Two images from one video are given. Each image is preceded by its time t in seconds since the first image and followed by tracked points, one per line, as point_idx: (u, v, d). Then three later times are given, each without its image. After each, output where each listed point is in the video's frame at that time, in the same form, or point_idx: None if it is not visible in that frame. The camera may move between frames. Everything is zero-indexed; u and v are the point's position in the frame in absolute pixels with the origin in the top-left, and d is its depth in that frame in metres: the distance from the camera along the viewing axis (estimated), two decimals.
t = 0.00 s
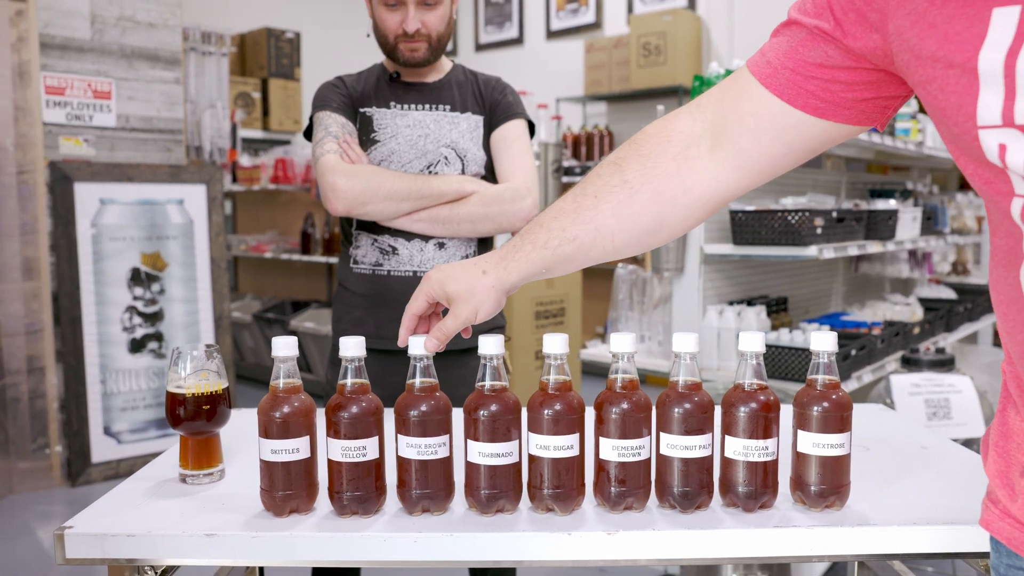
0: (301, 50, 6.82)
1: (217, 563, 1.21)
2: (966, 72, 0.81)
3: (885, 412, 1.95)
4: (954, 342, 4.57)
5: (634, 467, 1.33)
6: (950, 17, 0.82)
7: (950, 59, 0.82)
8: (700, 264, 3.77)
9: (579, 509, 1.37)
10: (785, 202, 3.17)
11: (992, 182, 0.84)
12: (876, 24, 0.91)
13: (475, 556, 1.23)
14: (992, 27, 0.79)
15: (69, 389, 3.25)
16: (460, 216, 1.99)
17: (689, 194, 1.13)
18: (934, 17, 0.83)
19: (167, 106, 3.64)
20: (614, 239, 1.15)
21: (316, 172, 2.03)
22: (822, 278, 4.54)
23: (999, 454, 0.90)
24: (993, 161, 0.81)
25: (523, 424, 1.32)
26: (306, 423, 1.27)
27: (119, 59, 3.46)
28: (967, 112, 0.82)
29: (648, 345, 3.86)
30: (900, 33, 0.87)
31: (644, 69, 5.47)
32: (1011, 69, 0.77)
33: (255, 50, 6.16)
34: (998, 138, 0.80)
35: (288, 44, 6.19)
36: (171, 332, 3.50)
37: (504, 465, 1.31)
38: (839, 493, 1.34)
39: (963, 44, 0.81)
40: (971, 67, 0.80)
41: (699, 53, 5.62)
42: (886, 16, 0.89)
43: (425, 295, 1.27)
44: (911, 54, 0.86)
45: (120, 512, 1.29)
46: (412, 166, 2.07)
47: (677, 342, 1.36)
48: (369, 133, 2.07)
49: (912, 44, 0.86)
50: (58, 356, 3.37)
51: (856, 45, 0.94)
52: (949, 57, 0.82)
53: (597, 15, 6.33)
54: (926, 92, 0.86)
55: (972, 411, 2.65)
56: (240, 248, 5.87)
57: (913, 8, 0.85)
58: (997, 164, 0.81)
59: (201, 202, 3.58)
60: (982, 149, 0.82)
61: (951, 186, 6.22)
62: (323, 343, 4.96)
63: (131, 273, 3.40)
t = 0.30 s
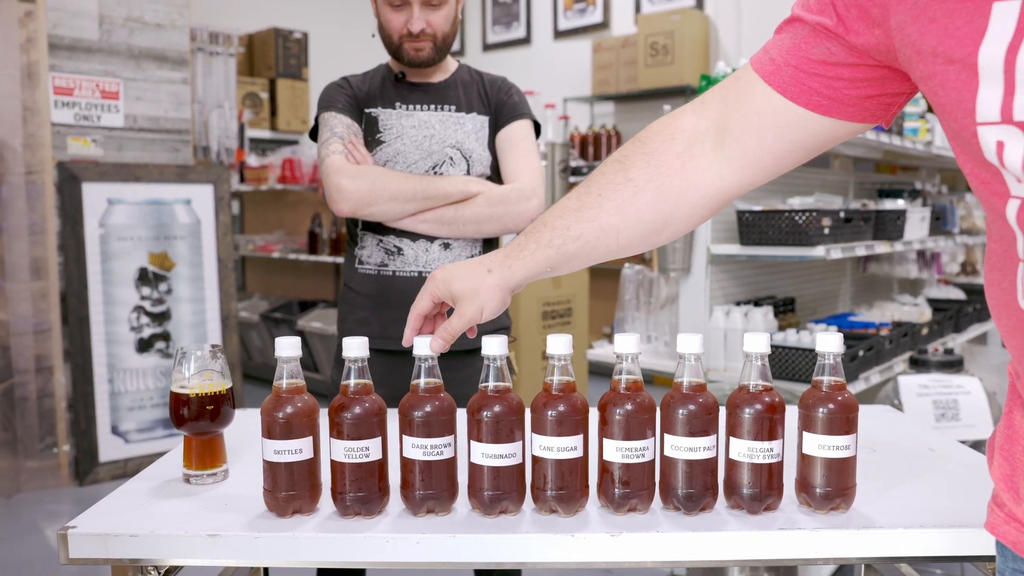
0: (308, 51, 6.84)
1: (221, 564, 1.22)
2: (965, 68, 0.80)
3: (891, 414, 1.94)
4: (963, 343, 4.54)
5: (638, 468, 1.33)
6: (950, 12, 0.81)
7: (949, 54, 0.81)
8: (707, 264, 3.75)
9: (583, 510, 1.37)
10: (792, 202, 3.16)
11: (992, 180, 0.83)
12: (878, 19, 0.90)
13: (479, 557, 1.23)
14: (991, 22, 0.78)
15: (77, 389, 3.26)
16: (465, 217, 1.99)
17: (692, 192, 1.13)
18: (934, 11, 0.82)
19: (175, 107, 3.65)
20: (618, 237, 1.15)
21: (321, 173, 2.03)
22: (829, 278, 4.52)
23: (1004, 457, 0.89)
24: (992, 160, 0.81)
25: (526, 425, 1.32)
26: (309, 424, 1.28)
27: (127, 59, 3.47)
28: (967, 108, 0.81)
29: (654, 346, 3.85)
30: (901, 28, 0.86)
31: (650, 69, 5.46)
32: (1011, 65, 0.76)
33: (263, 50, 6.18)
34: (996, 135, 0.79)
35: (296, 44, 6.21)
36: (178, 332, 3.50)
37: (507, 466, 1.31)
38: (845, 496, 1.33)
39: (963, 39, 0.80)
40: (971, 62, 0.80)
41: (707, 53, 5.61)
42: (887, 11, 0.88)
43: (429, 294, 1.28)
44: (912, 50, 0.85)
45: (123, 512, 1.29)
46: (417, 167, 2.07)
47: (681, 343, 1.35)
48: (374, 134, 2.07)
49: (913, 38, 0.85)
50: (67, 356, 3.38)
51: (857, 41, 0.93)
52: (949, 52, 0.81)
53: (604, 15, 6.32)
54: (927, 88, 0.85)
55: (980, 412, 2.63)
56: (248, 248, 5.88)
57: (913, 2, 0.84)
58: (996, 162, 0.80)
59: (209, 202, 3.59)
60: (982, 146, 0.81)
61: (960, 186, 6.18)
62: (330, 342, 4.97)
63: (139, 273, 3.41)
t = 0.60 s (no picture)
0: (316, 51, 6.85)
1: (224, 565, 1.22)
2: (974, 65, 0.80)
3: (898, 417, 1.92)
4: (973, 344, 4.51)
5: (642, 471, 1.32)
6: (958, 9, 0.81)
7: (958, 52, 0.81)
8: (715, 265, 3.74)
9: (587, 512, 1.36)
10: (800, 202, 3.14)
11: (1001, 179, 0.82)
12: (885, 17, 0.89)
13: (483, 560, 1.23)
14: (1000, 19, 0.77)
15: (85, 388, 3.27)
16: (471, 217, 1.98)
17: (697, 192, 1.12)
18: (942, 8, 0.82)
19: (182, 106, 3.63)
20: (622, 237, 1.15)
21: (326, 173, 2.03)
22: (837, 279, 4.50)
23: (1013, 462, 0.89)
24: (1001, 159, 0.80)
25: (531, 427, 1.32)
26: (313, 425, 1.28)
27: (135, 59, 3.47)
28: (975, 107, 0.80)
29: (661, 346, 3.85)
30: (909, 26, 0.86)
31: (658, 69, 5.44)
32: (1021, 62, 0.76)
33: (271, 50, 6.20)
34: (1005, 134, 0.78)
35: (304, 44, 6.22)
36: (186, 332, 3.49)
37: (511, 468, 1.30)
38: (851, 499, 1.33)
39: (972, 36, 0.79)
40: (980, 60, 0.79)
41: (715, 53, 5.58)
42: (895, 9, 0.87)
43: (431, 284, 1.29)
44: (920, 47, 0.85)
45: (127, 513, 1.30)
46: (423, 167, 2.07)
47: (686, 344, 1.35)
48: (380, 134, 2.07)
49: (921, 36, 0.84)
50: (74, 355, 3.39)
51: (864, 39, 0.92)
52: (958, 49, 0.81)
53: (612, 15, 6.30)
54: (935, 87, 0.85)
55: (989, 413, 2.61)
56: (255, 248, 5.89)
57: None
58: (1005, 160, 0.80)
59: (216, 202, 3.57)
60: (990, 145, 0.80)
61: (970, 186, 6.14)
62: (337, 342, 4.98)
63: (146, 272, 3.40)
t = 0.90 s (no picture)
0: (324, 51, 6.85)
1: (235, 567, 1.22)
2: (988, 70, 0.79)
3: (910, 421, 1.91)
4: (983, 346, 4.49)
5: (653, 475, 1.32)
6: (973, 12, 0.80)
7: (972, 56, 0.80)
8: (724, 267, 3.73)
9: (598, 516, 1.36)
10: (810, 203, 3.13)
11: (1014, 184, 0.82)
12: (897, 21, 0.89)
13: (494, 563, 1.23)
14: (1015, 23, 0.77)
15: (94, 388, 3.27)
16: (481, 220, 1.98)
17: (705, 197, 1.11)
18: (956, 12, 0.81)
19: (191, 107, 3.60)
20: (630, 242, 1.13)
21: (336, 175, 2.03)
22: (847, 280, 4.48)
23: None
24: (1015, 164, 0.80)
25: (542, 430, 1.32)
26: (323, 428, 1.27)
27: (144, 61, 3.43)
28: (989, 111, 0.80)
29: (670, 348, 3.91)
30: (921, 29, 0.85)
31: (667, 69, 5.42)
32: None
33: (280, 51, 6.19)
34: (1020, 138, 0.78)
35: (312, 44, 6.21)
36: (195, 332, 3.49)
37: (522, 472, 1.30)
38: (863, 503, 1.32)
39: (986, 40, 0.79)
40: (994, 63, 0.79)
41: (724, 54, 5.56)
42: (907, 12, 0.87)
43: (438, 289, 1.28)
44: (933, 51, 0.84)
45: (138, 516, 1.30)
46: (432, 169, 2.06)
47: (697, 348, 1.34)
48: (390, 136, 2.06)
49: (934, 40, 0.84)
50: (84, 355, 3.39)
51: (875, 42, 0.92)
52: (971, 54, 0.80)
53: (620, 15, 6.29)
54: (948, 91, 0.84)
55: (999, 416, 2.60)
56: (264, 248, 5.91)
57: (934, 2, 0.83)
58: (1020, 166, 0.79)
59: (225, 203, 3.54)
60: (1004, 150, 0.80)
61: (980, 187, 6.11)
62: (346, 343, 4.98)
63: (155, 273, 3.39)
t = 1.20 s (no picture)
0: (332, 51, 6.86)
1: (244, 567, 1.22)
2: (997, 74, 0.81)
3: (922, 421, 1.90)
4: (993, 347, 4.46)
5: (664, 475, 1.32)
6: (981, 16, 0.81)
7: (982, 61, 0.81)
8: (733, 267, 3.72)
9: (608, 517, 1.36)
10: (819, 203, 3.12)
11: None
12: (905, 24, 0.90)
13: (504, 563, 1.23)
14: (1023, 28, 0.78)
15: (103, 387, 3.26)
16: (491, 220, 1.97)
17: (713, 198, 1.11)
18: (965, 16, 0.82)
19: (200, 107, 3.57)
20: (638, 243, 1.14)
21: (345, 176, 2.03)
22: (856, 280, 4.47)
23: None
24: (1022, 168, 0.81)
25: (552, 431, 1.32)
26: (333, 428, 1.27)
27: (153, 61, 3.41)
28: (999, 116, 0.81)
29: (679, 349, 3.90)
30: (930, 33, 0.86)
31: (676, 69, 5.40)
32: None
33: (288, 51, 6.20)
34: None
35: (320, 44, 6.22)
36: (203, 332, 3.47)
37: (532, 472, 1.30)
38: (875, 505, 1.31)
39: (993, 45, 0.80)
40: (1003, 68, 0.80)
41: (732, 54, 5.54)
42: (916, 16, 0.88)
43: (443, 289, 1.25)
44: (941, 55, 0.86)
45: (149, 515, 1.30)
46: (442, 169, 2.06)
47: (708, 348, 1.34)
48: (399, 136, 2.06)
49: (942, 43, 0.85)
50: (93, 354, 3.37)
51: (884, 45, 0.93)
52: (981, 58, 0.82)
53: (628, 15, 6.28)
54: (955, 95, 0.85)
55: (1011, 418, 2.59)
56: (272, 248, 5.93)
57: (943, 6, 0.84)
58: None
59: (234, 203, 3.56)
60: (1013, 154, 0.81)
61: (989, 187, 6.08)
62: (354, 343, 4.98)
63: (164, 273, 3.39)
